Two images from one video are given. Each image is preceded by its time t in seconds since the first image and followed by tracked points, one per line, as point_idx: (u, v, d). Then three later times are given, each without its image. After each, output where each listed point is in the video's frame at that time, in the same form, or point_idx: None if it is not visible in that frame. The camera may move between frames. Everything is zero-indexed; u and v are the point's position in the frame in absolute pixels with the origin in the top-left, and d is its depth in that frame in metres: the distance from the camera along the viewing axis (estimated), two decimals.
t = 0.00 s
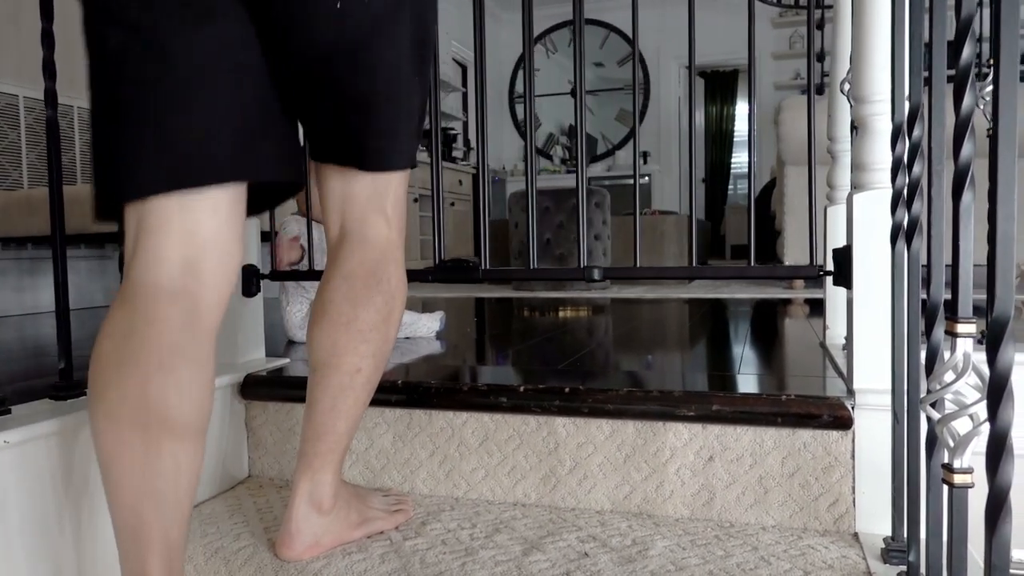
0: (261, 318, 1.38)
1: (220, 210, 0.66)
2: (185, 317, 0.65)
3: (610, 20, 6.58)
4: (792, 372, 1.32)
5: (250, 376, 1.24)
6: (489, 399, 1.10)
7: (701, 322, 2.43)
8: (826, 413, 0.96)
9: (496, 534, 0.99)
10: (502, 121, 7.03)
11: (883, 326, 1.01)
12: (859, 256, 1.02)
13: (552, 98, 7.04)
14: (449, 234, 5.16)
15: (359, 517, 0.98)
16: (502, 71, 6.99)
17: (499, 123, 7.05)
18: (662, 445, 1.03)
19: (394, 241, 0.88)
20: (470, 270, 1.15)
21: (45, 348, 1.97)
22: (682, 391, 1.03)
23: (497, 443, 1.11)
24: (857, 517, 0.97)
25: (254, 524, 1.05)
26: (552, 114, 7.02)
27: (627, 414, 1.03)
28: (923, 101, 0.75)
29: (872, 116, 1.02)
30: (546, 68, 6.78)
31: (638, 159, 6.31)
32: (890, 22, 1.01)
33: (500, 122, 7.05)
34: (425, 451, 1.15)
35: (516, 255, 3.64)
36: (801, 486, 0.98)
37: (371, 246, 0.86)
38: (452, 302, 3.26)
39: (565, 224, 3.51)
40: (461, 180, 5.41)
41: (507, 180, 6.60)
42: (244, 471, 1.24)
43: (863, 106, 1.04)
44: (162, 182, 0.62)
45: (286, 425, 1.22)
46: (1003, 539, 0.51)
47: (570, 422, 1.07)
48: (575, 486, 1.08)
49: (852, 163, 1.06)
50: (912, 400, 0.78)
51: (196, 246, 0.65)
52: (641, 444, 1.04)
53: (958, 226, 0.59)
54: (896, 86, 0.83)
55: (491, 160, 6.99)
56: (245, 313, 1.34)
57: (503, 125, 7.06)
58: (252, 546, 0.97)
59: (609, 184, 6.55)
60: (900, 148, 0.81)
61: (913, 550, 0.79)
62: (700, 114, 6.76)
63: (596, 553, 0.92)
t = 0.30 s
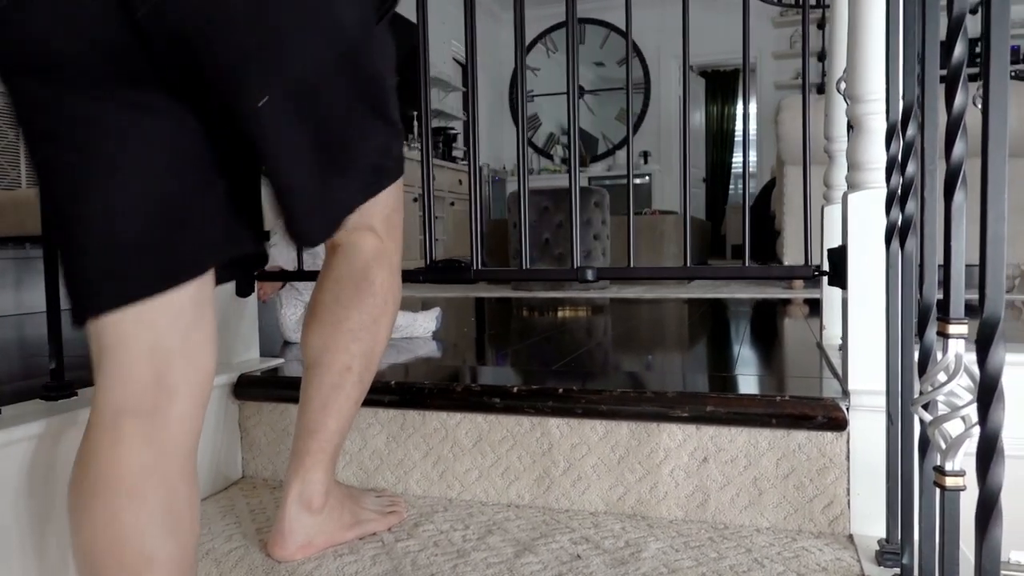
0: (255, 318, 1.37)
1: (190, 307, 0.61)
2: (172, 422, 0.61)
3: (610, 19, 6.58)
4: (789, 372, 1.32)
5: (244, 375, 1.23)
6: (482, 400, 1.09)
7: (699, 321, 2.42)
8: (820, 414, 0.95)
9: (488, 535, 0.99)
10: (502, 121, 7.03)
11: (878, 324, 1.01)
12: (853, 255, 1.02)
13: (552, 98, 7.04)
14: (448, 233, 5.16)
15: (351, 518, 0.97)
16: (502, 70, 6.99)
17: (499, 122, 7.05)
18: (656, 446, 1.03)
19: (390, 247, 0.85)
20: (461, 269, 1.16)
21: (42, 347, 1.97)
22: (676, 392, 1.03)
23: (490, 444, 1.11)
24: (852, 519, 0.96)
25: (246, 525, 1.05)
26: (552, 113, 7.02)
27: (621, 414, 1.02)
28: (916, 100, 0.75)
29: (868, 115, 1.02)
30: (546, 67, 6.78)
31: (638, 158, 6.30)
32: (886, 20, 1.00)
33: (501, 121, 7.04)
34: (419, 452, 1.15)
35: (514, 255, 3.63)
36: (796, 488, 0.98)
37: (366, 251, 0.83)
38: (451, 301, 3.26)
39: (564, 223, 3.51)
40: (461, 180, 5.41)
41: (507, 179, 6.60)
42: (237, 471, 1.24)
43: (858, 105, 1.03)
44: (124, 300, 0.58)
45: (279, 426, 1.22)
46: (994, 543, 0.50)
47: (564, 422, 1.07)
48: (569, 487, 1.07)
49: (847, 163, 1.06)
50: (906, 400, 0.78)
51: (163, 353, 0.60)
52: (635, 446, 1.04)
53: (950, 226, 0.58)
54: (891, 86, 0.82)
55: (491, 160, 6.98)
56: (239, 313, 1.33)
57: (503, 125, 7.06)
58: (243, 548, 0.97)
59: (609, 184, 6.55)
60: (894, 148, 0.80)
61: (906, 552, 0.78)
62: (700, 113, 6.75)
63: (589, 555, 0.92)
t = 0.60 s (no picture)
0: (243, 321, 1.34)
1: (123, 339, 0.59)
2: (121, 461, 0.58)
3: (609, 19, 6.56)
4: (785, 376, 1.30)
5: (229, 381, 1.20)
6: (470, 405, 1.08)
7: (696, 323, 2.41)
8: (813, 421, 0.93)
9: (475, 544, 0.97)
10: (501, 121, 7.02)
11: (871, 328, 0.99)
12: (847, 258, 1.00)
13: (552, 98, 7.03)
14: (446, 233, 5.16)
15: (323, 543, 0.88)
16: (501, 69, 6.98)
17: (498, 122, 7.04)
18: (647, 452, 1.01)
19: (381, 247, 0.76)
20: (449, 274, 1.14)
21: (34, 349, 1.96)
22: (667, 398, 1.01)
23: (479, 450, 1.09)
24: (844, 528, 0.95)
25: (231, 534, 1.03)
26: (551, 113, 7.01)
27: (610, 420, 1.01)
28: (909, 101, 0.73)
29: (860, 117, 1.00)
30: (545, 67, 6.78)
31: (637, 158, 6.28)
32: (878, 20, 0.99)
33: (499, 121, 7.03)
34: (407, 458, 1.13)
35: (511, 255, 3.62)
36: (788, 495, 0.96)
37: (352, 249, 0.75)
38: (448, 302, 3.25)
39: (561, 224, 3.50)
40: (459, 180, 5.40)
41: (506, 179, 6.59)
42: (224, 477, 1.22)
43: (850, 107, 1.02)
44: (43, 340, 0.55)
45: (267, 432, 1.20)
46: (981, 560, 0.49)
47: (554, 429, 1.05)
48: (559, 495, 1.06)
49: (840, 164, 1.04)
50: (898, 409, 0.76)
51: (94, 389, 0.57)
52: (625, 452, 1.02)
53: (940, 231, 0.57)
54: (884, 86, 0.81)
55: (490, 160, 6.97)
56: (225, 317, 1.30)
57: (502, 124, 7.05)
58: (227, 557, 0.95)
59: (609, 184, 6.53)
60: (887, 149, 0.79)
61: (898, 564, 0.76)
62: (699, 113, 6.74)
63: (577, 565, 0.90)
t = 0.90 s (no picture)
0: (225, 329, 1.30)
1: (65, 362, 0.62)
2: (59, 487, 0.62)
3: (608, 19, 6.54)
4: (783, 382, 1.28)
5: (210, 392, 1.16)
6: (452, 418, 1.05)
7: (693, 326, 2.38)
8: (801, 436, 0.90)
9: (455, 561, 0.95)
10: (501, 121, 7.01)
11: (861, 340, 0.96)
12: (837, 267, 0.97)
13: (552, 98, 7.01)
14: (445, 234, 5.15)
15: None
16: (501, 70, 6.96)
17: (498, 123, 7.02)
18: (632, 467, 0.98)
19: (344, 269, 0.73)
20: (433, 282, 1.12)
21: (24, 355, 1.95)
22: (651, 411, 0.99)
23: (462, 463, 1.07)
24: (834, 545, 0.92)
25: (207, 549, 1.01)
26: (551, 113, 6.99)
27: (594, 433, 0.98)
28: (896, 109, 0.70)
29: (850, 123, 0.98)
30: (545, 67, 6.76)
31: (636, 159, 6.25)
32: (868, 24, 0.96)
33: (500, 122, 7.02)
34: (389, 470, 1.11)
35: (508, 257, 3.60)
36: (776, 512, 0.94)
37: (313, 270, 0.71)
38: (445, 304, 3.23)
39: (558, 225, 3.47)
40: (459, 180, 5.38)
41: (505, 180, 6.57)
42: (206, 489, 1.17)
43: (840, 112, 0.99)
44: None
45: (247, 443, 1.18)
46: None
47: (537, 442, 1.03)
48: (542, 509, 1.03)
49: (830, 171, 1.02)
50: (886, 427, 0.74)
51: (35, 413, 0.60)
52: (610, 466, 1.00)
53: (926, 247, 0.54)
54: (872, 93, 0.78)
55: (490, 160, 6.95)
56: (207, 324, 1.26)
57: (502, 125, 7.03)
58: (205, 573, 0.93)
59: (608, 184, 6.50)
60: (875, 158, 0.76)
61: None
62: (700, 113, 6.71)
63: None
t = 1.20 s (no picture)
0: (205, 332, 1.28)
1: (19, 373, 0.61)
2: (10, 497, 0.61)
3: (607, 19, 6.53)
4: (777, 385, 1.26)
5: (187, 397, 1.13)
6: (432, 424, 1.03)
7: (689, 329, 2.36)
8: (787, 444, 0.88)
9: (433, 572, 0.93)
10: (501, 122, 6.99)
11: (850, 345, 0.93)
12: (825, 271, 0.95)
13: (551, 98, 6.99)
14: (443, 235, 5.12)
15: None
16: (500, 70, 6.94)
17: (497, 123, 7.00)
18: (616, 475, 0.96)
19: (309, 278, 0.71)
20: (414, 285, 1.09)
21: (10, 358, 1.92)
22: (635, 418, 0.97)
23: (443, 470, 1.04)
24: (822, 556, 0.90)
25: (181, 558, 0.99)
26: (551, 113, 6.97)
27: (578, 440, 0.96)
28: (881, 108, 0.68)
29: (838, 122, 0.96)
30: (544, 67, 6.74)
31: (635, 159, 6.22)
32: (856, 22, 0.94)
33: (499, 122, 7.00)
34: (369, 477, 1.08)
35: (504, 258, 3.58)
36: (763, 521, 0.91)
37: (277, 278, 0.69)
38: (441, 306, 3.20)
39: (554, 226, 3.45)
40: (456, 181, 5.36)
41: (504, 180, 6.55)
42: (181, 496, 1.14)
43: (827, 112, 0.97)
44: None
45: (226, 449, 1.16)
46: None
47: (519, 449, 1.00)
48: (525, 518, 1.01)
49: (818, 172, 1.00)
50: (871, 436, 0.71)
51: None
52: (593, 474, 0.97)
53: (908, 251, 0.52)
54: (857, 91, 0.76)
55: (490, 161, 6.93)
56: (187, 327, 1.24)
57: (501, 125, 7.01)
58: None
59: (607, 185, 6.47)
60: (861, 159, 0.74)
61: None
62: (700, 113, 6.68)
63: None
